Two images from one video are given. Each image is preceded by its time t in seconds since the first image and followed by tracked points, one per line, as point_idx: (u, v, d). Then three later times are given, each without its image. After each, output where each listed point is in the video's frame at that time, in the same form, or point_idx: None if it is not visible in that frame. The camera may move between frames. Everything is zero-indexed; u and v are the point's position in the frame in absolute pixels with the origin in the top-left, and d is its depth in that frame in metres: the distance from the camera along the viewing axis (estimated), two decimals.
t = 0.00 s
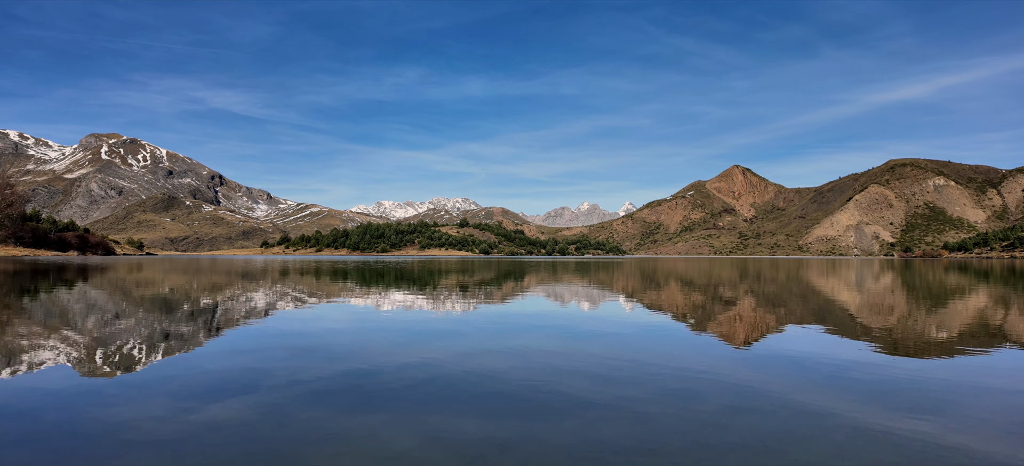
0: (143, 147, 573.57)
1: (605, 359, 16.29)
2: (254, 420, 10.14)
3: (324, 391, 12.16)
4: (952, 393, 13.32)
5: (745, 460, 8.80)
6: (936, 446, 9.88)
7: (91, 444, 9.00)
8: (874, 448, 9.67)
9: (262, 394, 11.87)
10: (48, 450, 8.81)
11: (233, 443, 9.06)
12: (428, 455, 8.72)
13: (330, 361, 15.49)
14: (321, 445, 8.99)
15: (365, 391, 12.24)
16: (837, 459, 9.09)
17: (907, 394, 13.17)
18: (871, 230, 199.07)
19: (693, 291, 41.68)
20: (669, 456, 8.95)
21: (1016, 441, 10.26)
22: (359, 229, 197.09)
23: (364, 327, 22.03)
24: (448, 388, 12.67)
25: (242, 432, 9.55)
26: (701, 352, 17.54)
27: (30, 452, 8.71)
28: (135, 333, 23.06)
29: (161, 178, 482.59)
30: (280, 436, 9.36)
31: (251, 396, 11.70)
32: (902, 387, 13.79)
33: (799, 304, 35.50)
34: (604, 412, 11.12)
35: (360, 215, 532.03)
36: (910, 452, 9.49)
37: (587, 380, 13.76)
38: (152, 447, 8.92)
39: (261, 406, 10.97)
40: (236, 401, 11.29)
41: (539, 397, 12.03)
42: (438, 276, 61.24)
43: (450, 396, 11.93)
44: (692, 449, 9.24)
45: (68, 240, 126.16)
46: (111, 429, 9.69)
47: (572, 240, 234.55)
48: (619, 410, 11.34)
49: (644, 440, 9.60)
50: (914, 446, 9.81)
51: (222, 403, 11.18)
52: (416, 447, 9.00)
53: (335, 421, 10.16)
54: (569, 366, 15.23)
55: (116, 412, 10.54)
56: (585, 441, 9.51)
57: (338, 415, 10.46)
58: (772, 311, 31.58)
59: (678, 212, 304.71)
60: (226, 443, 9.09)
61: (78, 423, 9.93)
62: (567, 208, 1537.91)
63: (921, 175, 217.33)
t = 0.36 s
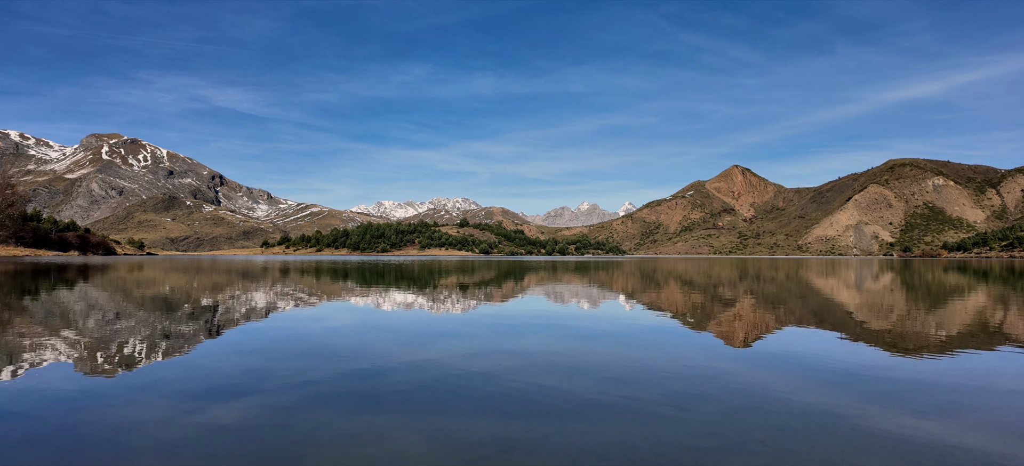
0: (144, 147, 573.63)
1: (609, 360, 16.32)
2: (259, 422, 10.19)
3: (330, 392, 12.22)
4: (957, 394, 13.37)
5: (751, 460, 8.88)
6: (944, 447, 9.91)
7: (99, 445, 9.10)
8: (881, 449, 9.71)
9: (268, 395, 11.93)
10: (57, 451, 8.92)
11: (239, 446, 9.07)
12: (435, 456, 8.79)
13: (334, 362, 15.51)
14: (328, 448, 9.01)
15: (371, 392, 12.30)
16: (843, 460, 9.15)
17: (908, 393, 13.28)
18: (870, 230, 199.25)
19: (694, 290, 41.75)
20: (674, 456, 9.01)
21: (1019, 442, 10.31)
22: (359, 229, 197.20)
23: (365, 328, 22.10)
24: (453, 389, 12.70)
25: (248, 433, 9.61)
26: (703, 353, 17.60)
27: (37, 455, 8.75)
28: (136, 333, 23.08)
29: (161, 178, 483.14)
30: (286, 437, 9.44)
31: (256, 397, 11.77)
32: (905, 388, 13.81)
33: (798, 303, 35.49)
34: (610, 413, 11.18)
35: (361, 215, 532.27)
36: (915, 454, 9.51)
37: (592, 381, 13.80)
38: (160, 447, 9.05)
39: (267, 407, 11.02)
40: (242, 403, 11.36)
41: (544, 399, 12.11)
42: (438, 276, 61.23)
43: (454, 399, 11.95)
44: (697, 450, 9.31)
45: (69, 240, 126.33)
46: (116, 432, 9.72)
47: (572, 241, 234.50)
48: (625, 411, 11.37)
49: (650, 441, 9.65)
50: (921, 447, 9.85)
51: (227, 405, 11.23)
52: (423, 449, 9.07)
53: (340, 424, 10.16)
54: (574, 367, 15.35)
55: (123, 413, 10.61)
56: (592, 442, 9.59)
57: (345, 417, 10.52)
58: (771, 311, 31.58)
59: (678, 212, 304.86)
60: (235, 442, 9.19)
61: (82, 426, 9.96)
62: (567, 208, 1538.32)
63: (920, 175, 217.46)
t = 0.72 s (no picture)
0: (144, 147, 574.14)
1: (613, 361, 16.35)
2: (266, 424, 10.25)
3: (336, 393, 12.26)
4: (960, 394, 13.45)
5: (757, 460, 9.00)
6: (950, 448, 9.96)
7: (106, 447, 9.13)
8: (886, 448, 9.77)
9: (274, 396, 12.00)
10: (61, 454, 8.90)
11: (244, 449, 9.08)
12: (445, 457, 8.89)
13: (338, 363, 15.54)
14: (337, 449, 9.08)
15: (377, 393, 12.33)
16: (846, 460, 9.21)
17: (912, 394, 13.33)
18: (869, 230, 199.39)
19: (694, 290, 41.73)
20: (682, 456, 9.09)
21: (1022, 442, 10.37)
22: (359, 229, 197.18)
23: (366, 328, 22.13)
24: (459, 390, 12.75)
25: (255, 435, 9.67)
26: (705, 353, 17.68)
27: (47, 456, 8.82)
28: (136, 333, 23.09)
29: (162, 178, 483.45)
30: (295, 439, 9.49)
31: (261, 398, 11.82)
32: (908, 388, 13.86)
33: (798, 303, 35.45)
34: (617, 414, 11.24)
35: (361, 215, 532.39)
36: (920, 455, 9.55)
37: (595, 381, 13.83)
38: (168, 449, 9.09)
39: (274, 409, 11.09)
40: (247, 405, 11.40)
41: (550, 400, 12.13)
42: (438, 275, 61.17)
43: (458, 399, 12.03)
44: (704, 450, 9.39)
45: (70, 240, 126.37)
46: (121, 433, 9.74)
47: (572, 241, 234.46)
48: (632, 412, 11.44)
49: (655, 442, 9.69)
50: (924, 447, 9.93)
51: (233, 406, 11.30)
52: (433, 449, 9.17)
53: (346, 426, 10.17)
54: (578, 368, 15.41)
55: (128, 415, 10.63)
56: (600, 442, 9.68)
57: (351, 418, 10.57)
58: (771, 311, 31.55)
59: (678, 212, 304.86)
60: (242, 445, 9.21)
61: (86, 429, 9.99)
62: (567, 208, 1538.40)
63: (919, 175, 217.55)
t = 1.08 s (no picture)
0: (145, 147, 574.77)
1: (617, 361, 16.43)
2: (269, 426, 10.22)
3: (342, 395, 12.28)
4: (963, 394, 13.51)
5: (765, 461, 9.05)
6: (953, 447, 10.03)
7: (110, 450, 9.12)
8: (891, 448, 9.84)
9: (277, 398, 11.95)
10: (67, 456, 8.91)
11: (247, 451, 9.10)
12: (450, 459, 8.92)
13: (343, 363, 15.58)
14: (345, 450, 9.14)
15: (382, 395, 12.38)
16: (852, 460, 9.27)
17: (914, 394, 13.39)
18: (868, 230, 199.60)
19: (694, 290, 41.78)
20: (689, 457, 9.15)
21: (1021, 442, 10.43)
22: (360, 229, 197.25)
23: (367, 328, 22.19)
24: (465, 392, 12.75)
25: (260, 438, 9.62)
26: (707, 353, 17.74)
27: (52, 457, 8.85)
28: (136, 333, 23.13)
29: (163, 178, 483.94)
30: (298, 443, 9.45)
31: (267, 399, 11.87)
32: (910, 388, 13.93)
33: (797, 303, 35.47)
34: (623, 415, 11.26)
35: (361, 215, 532.45)
36: (924, 455, 9.60)
37: (600, 383, 13.87)
38: (170, 451, 9.07)
39: (277, 411, 11.06)
40: (253, 406, 11.43)
41: (557, 402, 12.12)
42: (438, 276, 61.13)
43: (463, 400, 12.11)
44: (712, 451, 9.41)
45: (71, 240, 126.46)
46: (126, 435, 9.78)
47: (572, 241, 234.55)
48: (641, 413, 11.41)
49: (660, 444, 9.73)
50: (927, 446, 10.01)
51: (234, 408, 11.26)
52: (437, 451, 9.20)
53: (351, 427, 10.21)
54: (582, 368, 15.50)
55: (132, 418, 10.65)
56: (607, 443, 9.70)
57: (357, 419, 10.63)
58: (770, 311, 31.55)
59: (677, 212, 305.04)
60: (248, 447, 9.23)
61: (90, 430, 9.98)
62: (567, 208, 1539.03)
63: (918, 175, 217.68)
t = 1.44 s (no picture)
0: (145, 147, 575.08)
1: (621, 362, 16.52)
2: (275, 429, 10.23)
3: (347, 396, 12.30)
4: (965, 394, 13.67)
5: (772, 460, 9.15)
6: (958, 447, 10.10)
7: (117, 452, 9.17)
8: (892, 448, 9.97)
9: (282, 400, 11.96)
10: (76, 456, 9.00)
11: (253, 452, 9.14)
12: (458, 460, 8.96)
13: (348, 364, 15.63)
14: (353, 453, 9.17)
15: (387, 397, 12.37)
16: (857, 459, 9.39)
17: (917, 394, 13.49)
18: (868, 229, 199.62)
19: (694, 290, 41.82)
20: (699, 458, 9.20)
21: None
22: (360, 229, 197.14)
23: (369, 329, 22.21)
24: (471, 393, 12.80)
25: (266, 440, 9.64)
26: (710, 354, 17.77)
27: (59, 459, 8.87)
28: (137, 333, 23.13)
29: (163, 178, 483.88)
30: (305, 445, 9.47)
31: (271, 401, 11.89)
32: (915, 389, 13.95)
33: (797, 303, 35.41)
34: (629, 416, 11.28)
35: (361, 215, 532.65)
36: (919, 454, 9.73)
37: (604, 384, 13.93)
38: (177, 453, 9.10)
39: (282, 413, 11.09)
40: (258, 408, 11.44)
41: (563, 403, 12.14)
42: (438, 276, 61.03)
43: (469, 400, 12.19)
44: (720, 452, 9.46)
45: (71, 240, 126.32)
46: (131, 437, 9.78)
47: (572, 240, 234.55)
48: (647, 415, 11.44)
49: (666, 444, 9.80)
50: (927, 446, 10.15)
51: (239, 410, 11.27)
52: (445, 453, 9.23)
53: (359, 429, 10.26)
54: (587, 369, 15.54)
55: (137, 419, 10.69)
56: (615, 444, 9.75)
57: (364, 421, 10.69)
58: (770, 311, 31.52)
59: (677, 212, 305.01)
60: (255, 450, 9.25)
61: (96, 432, 10.00)
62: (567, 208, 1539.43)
63: (918, 175, 217.78)
